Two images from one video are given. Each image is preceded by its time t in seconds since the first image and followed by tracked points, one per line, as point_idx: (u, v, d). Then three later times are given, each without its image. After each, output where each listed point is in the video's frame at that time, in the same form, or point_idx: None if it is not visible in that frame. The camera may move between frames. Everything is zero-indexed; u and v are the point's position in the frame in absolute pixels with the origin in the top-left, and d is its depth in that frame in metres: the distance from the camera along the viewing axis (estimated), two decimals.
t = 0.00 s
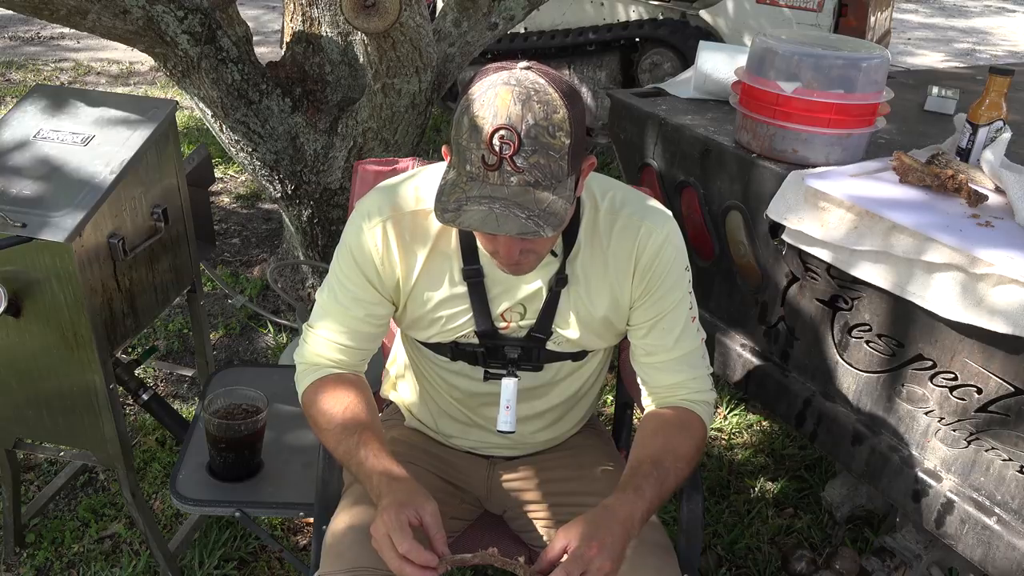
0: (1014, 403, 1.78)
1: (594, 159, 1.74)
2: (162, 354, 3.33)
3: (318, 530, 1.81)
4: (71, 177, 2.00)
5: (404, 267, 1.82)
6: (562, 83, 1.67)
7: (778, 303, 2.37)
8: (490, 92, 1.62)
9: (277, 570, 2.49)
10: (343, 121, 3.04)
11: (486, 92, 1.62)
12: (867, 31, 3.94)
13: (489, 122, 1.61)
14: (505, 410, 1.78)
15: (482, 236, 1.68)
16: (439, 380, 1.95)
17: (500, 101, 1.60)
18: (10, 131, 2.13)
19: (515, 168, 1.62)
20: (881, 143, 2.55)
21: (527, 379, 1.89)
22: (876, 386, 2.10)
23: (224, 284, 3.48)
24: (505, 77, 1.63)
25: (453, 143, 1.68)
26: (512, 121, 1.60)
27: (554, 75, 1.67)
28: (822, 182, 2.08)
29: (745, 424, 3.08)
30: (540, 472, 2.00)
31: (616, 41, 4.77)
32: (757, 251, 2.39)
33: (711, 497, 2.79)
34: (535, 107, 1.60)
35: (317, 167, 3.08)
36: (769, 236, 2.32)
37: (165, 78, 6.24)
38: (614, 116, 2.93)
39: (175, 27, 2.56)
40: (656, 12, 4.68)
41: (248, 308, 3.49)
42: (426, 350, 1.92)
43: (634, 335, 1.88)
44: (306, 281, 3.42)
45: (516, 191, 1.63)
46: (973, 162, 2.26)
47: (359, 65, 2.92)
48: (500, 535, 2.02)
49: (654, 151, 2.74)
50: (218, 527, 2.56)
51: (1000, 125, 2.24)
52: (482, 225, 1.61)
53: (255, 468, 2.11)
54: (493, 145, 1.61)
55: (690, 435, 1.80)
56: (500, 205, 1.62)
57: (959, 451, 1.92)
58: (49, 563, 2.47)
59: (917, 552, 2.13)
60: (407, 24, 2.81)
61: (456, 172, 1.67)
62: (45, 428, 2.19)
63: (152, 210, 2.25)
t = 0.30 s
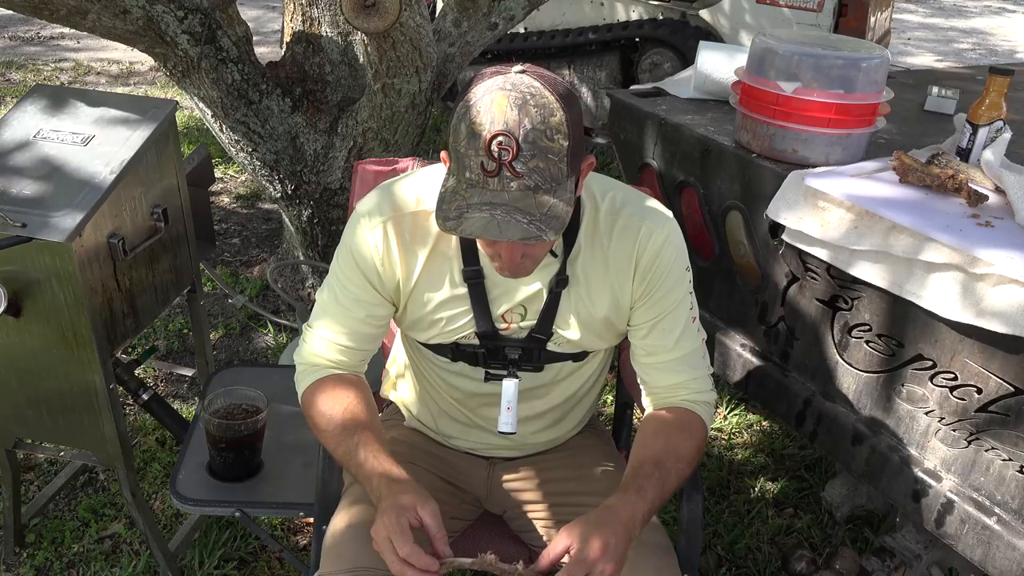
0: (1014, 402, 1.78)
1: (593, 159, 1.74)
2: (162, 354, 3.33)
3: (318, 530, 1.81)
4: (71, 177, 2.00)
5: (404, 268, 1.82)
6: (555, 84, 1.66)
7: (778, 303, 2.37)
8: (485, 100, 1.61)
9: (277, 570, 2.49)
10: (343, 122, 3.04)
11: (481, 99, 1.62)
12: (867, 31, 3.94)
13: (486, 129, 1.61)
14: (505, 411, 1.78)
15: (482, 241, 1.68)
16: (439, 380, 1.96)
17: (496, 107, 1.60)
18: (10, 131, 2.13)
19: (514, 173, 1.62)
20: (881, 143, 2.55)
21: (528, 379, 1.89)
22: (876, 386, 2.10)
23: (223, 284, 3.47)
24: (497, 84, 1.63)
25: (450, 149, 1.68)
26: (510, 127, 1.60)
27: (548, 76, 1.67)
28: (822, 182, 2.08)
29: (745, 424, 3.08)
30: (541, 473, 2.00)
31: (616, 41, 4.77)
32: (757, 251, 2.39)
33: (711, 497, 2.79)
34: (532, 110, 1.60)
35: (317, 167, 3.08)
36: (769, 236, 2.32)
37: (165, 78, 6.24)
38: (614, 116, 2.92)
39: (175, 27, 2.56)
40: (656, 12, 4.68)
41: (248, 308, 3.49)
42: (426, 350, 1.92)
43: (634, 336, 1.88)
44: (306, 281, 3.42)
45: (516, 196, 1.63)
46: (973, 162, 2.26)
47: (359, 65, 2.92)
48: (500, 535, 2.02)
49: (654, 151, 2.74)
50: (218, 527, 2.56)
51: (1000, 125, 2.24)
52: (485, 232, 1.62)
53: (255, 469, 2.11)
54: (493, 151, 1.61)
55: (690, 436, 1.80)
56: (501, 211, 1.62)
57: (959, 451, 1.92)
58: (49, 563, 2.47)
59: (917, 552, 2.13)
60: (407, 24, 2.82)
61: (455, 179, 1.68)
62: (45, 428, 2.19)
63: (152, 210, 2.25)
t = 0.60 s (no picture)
0: (1014, 402, 1.78)
1: (592, 163, 1.73)
2: (162, 354, 3.33)
3: (318, 530, 1.80)
4: (71, 176, 2.00)
5: (404, 268, 1.83)
6: (553, 84, 1.66)
7: (778, 303, 2.37)
8: (481, 98, 1.62)
9: (277, 570, 2.49)
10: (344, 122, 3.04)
11: (480, 96, 1.62)
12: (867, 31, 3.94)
13: (482, 124, 1.61)
14: (505, 411, 1.78)
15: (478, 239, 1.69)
16: (439, 380, 1.96)
17: (492, 106, 1.61)
18: (11, 131, 2.13)
19: (507, 169, 1.61)
20: (881, 143, 2.55)
21: (528, 379, 1.89)
22: (876, 386, 2.10)
23: (223, 284, 3.47)
24: (494, 83, 1.63)
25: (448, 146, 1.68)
26: (504, 126, 1.60)
27: (546, 76, 1.67)
28: (822, 182, 2.08)
29: (745, 424, 3.08)
30: (541, 473, 2.00)
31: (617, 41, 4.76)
32: (757, 251, 2.39)
33: (711, 497, 2.79)
34: (529, 109, 1.60)
35: (317, 167, 3.08)
36: (769, 236, 2.32)
37: (165, 78, 6.24)
38: (615, 116, 2.92)
39: (175, 27, 2.56)
40: (656, 12, 4.68)
41: (248, 308, 3.49)
42: (426, 350, 1.92)
43: (634, 336, 1.88)
44: (306, 281, 3.42)
45: (509, 193, 1.62)
46: (973, 162, 2.26)
47: (359, 65, 2.92)
48: (499, 535, 2.02)
49: (654, 151, 2.74)
50: (218, 527, 2.56)
51: (1000, 126, 2.24)
52: (473, 227, 1.61)
53: (255, 469, 2.11)
54: (487, 149, 1.61)
55: (690, 436, 1.81)
56: (492, 207, 1.62)
57: (959, 451, 1.92)
58: (49, 563, 2.47)
59: (917, 552, 2.13)
60: (407, 24, 2.82)
61: (450, 174, 1.68)
62: (45, 428, 2.19)
63: (152, 210, 2.25)
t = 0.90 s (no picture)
0: (1014, 403, 1.78)
1: (592, 163, 1.73)
2: (162, 354, 3.33)
3: (318, 529, 1.80)
4: (71, 176, 2.00)
5: (404, 268, 1.83)
6: (553, 85, 1.67)
7: (778, 303, 2.37)
8: (482, 99, 1.62)
9: (277, 570, 2.49)
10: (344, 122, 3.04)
11: (479, 98, 1.62)
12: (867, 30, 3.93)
13: (483, 128, 1.61)
14: (505, 411, 1.78)
15: (479, 241, 1.69)
16: (439, 380, 1.96)
17: (495, 108, 1.61)
18: (11, 131, 2.13)
19: (510, 173, 1.61)
20: (881, 143, 2.55)
21: (529, 378, 1.89)
22: (876, 386, 2.10)
23: (224, 284, 3.47)
24: (496, 84, 1.63)
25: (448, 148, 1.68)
26: (509, 127, 1.60)
27: (546, 77, 1.67)
28: (823, 183, 2.08)
29: (745, 424, 3.08)
30: (541, 473, 2.00)
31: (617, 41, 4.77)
32: (758, 251, 2.39)
33: (711, 496, 2.79)
34: (529, 112, 1.60)
35: (317, 167, 3.08)
36: (769, 235, 2.32)
37: (165, 78, 6.24)
38: (614, 116, 2.93)
39: (175, 27, 2.56)
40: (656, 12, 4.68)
41: (248, 308, 3.49)
42: (426, 350, 1.92)
43: (634, 336, 1.88)
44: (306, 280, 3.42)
45: (511, 197, 1.62)
46: (973, 162, 2.26)
47: (359, 65, 2.92)
48: (499, 535, 2.02)
49: (654, 152, 2.74)
50: (218, 527, 2.56)
51: (1000, 125, 2.24)
52: (477, 231, 1.61)
53: (255, 469, 2.11)
54: (490, 151, 1.62)
55: (690, 436, 1.80)
56: (495, 211, 1.62)
57: (959, 451, 1.92)
58: (49, 563, 2.47)
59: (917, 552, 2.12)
60: (407, 24, 2.82)
61: (452, 179, 1.67)
62: (45, 428, 2.19)
63: (152, 210, 2.25)
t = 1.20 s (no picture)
0: (1013, 403, 1.78)
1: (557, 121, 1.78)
2: (162, 354, 3.33)
3: (318, 530, 1.80)
4: (71, 177, 2.01)
5: (370, 247, 1.84)
6: (538, 44, 1.76)
7: (778, 303, 2.37)
8: (478, 61, 1.69)
9: (277, 570, 2.49)
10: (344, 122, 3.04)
11: (494, 73, 1.68)
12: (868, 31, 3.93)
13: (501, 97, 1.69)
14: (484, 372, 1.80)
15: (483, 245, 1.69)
16: (412, 366, 1.97)
17: (495, 77, 1.69)
18: (10, 131, 2.13)
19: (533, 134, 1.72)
20: (881, 143, 2.55)
21: (503, 352, 1.90)
22: (876, 386, 2.10)
23: (224, 284, 3.47)
24: (489, 42, 1.70)
25: (438, 112, 1.74)
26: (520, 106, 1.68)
27: (532, 33, 1.75)
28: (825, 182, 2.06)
29: (745, 424, 3.08)
30: (541, 472, 2.00)
31: (617, 42, 4.76)
32: (759, 251, 2.39)
33: (711, 496, 2.79)
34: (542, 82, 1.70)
35: (317, 168, 3.08)
36: (769, 234, 2.32)
37: (166, 78, 6.24)
38: (614, 116, 2.93)
39: (175, 27, 2.57)
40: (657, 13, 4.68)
41: (248, 308, 3.49)
42: (400, 337, 1.92)
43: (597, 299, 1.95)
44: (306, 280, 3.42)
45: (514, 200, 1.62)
46: (973, 162, 2.26)
47: (359, 65, 2.92)
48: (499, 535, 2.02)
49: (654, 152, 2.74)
50: (218, 527, 2.57)
51: (1000, 126, 2.23)
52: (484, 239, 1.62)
53: (255, 469, 2.11)
54: (490, 121, 1.70)
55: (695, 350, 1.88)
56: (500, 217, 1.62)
57: (959, 451, 1.92)
58: (49, 563, 2.47)
59: (918, 552, 2.12)
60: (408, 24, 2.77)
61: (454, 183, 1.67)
62: (45, 428, 2.19)
63: (152, 210, 2.25)
